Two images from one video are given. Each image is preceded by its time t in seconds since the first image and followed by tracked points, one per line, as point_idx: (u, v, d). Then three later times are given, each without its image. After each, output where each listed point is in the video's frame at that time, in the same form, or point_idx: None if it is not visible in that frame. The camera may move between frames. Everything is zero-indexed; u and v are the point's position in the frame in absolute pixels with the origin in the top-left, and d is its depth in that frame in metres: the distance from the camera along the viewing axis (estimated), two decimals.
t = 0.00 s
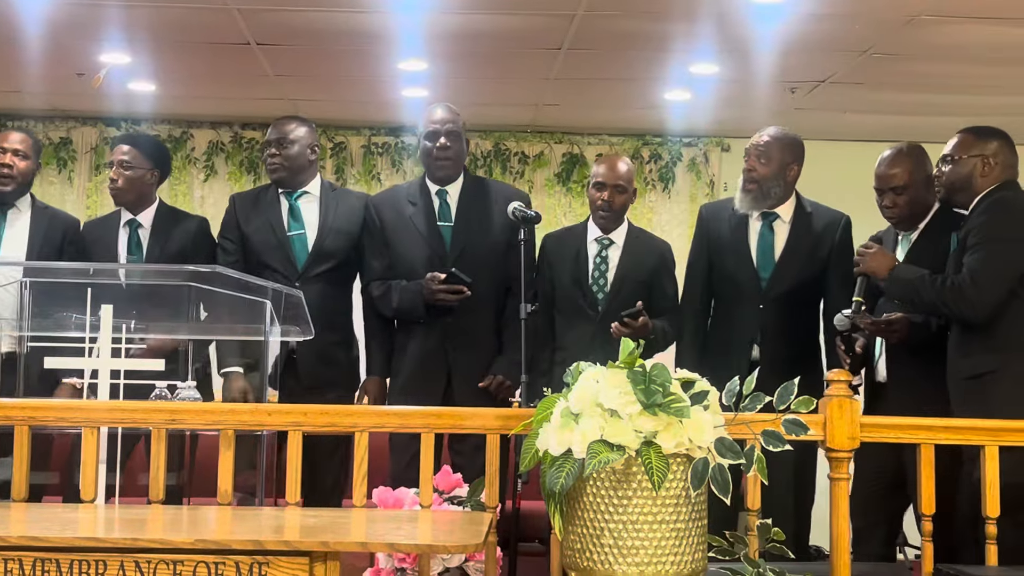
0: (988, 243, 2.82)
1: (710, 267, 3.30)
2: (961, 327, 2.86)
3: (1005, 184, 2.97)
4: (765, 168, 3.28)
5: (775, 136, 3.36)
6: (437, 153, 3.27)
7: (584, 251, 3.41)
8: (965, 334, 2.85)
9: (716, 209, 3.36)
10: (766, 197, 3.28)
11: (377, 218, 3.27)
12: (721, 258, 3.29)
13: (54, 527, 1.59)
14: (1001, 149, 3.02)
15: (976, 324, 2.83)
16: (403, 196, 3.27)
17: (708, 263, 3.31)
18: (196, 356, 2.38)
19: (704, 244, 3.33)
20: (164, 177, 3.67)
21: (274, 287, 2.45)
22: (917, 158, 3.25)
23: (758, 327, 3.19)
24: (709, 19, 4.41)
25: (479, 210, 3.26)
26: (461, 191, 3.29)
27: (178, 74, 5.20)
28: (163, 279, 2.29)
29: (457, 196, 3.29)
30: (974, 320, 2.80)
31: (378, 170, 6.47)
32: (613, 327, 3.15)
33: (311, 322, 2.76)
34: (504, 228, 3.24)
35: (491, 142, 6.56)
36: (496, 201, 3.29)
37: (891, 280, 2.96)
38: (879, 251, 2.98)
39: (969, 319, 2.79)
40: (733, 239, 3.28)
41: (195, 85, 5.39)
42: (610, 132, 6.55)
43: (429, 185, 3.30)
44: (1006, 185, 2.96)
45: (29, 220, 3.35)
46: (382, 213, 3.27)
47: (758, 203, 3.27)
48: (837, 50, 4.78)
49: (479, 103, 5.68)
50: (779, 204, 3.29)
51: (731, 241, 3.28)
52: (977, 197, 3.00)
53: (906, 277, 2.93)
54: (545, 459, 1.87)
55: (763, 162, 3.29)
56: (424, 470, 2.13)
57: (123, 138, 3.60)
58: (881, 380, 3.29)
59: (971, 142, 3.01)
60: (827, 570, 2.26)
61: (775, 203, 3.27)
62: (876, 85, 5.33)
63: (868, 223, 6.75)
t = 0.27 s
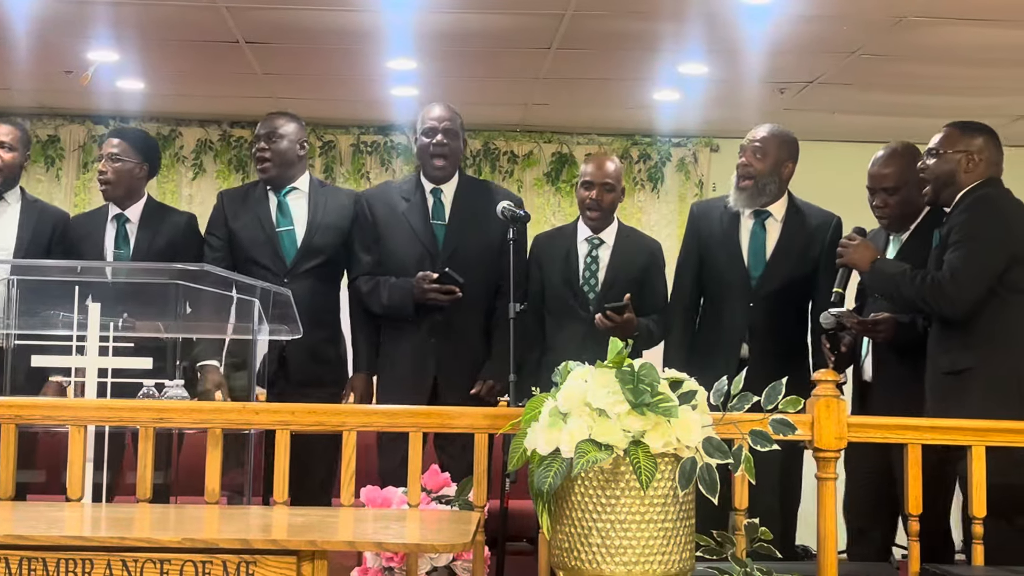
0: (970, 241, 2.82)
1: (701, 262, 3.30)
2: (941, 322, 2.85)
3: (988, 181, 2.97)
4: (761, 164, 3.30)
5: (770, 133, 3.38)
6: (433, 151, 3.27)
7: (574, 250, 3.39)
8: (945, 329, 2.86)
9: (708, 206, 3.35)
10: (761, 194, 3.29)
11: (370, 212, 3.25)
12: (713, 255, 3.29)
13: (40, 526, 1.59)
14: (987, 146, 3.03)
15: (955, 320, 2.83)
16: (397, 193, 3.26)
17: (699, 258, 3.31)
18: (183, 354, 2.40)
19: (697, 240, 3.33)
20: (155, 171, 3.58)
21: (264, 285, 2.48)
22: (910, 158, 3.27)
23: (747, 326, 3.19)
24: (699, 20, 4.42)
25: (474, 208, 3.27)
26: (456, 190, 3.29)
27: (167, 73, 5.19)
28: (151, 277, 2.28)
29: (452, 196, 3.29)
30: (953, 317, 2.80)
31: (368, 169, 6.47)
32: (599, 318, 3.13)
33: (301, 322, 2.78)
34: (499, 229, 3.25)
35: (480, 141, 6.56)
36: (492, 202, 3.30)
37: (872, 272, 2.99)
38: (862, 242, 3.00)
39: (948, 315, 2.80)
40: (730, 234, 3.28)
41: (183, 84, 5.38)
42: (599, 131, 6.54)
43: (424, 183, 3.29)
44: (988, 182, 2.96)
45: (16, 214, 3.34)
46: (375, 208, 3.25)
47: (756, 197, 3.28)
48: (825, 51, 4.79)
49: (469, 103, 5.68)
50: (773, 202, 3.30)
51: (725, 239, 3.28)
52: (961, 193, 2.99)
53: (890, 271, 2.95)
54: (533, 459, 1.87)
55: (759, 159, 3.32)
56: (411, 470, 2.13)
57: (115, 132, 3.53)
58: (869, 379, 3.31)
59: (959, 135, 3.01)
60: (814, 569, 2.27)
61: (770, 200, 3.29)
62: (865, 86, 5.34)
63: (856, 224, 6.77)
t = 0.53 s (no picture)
0: (949, 254, 2.82)
1: (685, 268, 3.31)
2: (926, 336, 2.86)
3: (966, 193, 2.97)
4: (738, 176, 3.35)
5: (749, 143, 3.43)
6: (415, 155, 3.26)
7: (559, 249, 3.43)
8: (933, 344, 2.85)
9: (687, 216, 3.35)
10: (740, 205, 3.33)
11: (353, 215, 3.26)
12: (696, 262, 3.29)
13: (27, 526, 1.58)
14: (961, 158, 3.04)
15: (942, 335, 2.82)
16: (382, 197, 3.26)
17: (682, 266, 3.31)
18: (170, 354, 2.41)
19: (678, 247, 3.33)
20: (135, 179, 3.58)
21: (253, 286, 2.41)
22: (892, 164, 3.33)
23: (730, 336, 3.20)
24: (688, 20, 4.42)
25: (456, 213, 3.27)
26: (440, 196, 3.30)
27: (155, 71, 5.18)
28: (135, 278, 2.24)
29: (435, 201, 3.30)
30: (940, 332, 2.79)
31: (356, 168, 6.46)
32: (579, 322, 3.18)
33: (290, 322, 2.78)
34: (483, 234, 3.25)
35: (469, 141, 6.56)
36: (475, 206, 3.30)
37: (856, 287, 3.04)
38: (845, 260, 3.08)
39: (935, 330, 2.78)
40: (712, 242, 3.29)
41: (172, 82, 5.37)
42: (588, 132, 6.55)
43: (409, 188, 3.30)
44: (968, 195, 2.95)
45: None
46: (358, 211, 3.26)
47: (734, 209, 3.31)
48: (814, 52, 4.80)
49: (458, 102, 5.68)
50: (754, 213, 3.34)
51: (707, 247, 3.28)
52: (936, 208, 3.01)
53: (871, 287, 2.99)
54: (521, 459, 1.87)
55: (738, 171, 3.35)
56: (399, 470, 2.13)
57: (93, 140, 3.51)
58: (852, 381, 3.29)
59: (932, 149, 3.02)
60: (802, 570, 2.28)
61: (750, 210, 3.32)
62: (853, 87, 5.35)
63: (844, 225, 6.79)
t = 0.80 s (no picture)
0: (920, 249, 2.85)
1: (644, 262, 3.44)
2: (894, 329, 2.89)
3: (942, 187, 2.98)
4: (698, 160, 3.42)
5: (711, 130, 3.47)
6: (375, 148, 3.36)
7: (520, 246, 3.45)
8: (899, 334, 2.89)
9: (646, 207, 3.47)
10: (696, 193, 3.44)
11: (312, 207, 3.29)
12: (654, 256, 3.44)
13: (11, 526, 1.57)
14: (940, 150, 3.06)
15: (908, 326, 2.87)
16: (342, 190, 3.31)
17: (641, 257, 3.45)
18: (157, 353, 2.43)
19: (635, 240, 3.48)
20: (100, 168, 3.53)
21: (238, 285, 2.40)
22: (868, 158, 3.33)
23: (690, 323, 3.38)
24: (675, 20, 4.43)
25: (415, 207, 3.33)
26: (399, 188, 3.37)
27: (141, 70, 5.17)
28: (104, 273, 2.22)
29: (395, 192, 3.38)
30: (905, 323, 2.84)
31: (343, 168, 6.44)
32: (545, 316, 3.39)
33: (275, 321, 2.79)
34: (443, 226, 3.32)
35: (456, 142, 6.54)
36: (431, 199, 3.35)
37: (828, 273, 3.02)
38: (818, 243, 3.04)
39: (900, 321, 2.84)
40: (667, 232, 3.44)
41: (157, 82, 5.35)
42: (575, 132, 6.55)
43: (367, 179, 3.37)
44: (940, 189, 2.97)
45: None
46: (317, 204, 3.29)
47: (690, 196, 3.44)
48: (799, 53, 4.82)
49: (446, 103, 5.67)
50: (710, 199, 3.46)
51: (660, 234, 3.44)
52: (914, 198, 3.03)
53: (843, 275, 2.99)
54: (507, 458, 1.88)
55: (696, 155, 3.42)
56: (386, 470, 2.12)
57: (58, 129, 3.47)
58: (828, 379, 3.33)
59: (911, 141, 3.04)
60: (787, 568, 2.29)
61: (706, 196, 3.44)
62: (840, 88, 5.36)
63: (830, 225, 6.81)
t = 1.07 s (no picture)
0: (898, 268, 2.85)
1: (611, 271, 3.47)
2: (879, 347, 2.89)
3: (918, 200, 3.01)
4: (660, 172, 3.46)
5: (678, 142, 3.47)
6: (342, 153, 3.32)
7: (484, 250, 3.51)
8: (882, 351, 2.89)
9: (612, 216, 3.52)
10: (660, 205, 3.46)
11: (283, 215, 3.28)
12: (620, 264, 3.47)
13: None
14: (915, 161, 3.07)
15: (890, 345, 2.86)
16: (307, 193, 3.32)
17: (608, 265, 3.48)
18: (148, 352, 2.39)
19: (602, 247, 3.51)
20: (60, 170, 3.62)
21: (225, 283, 2.49)
22: (841, 165, 3.35)
23: (661, 333, 3.38)
24: (664, 21, 4.44)
25: (385, 214, 3.33)
26: (368, 196, 3.34)
27: (130, 69, 5.16)
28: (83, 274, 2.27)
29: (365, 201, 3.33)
30: (887, 341, 2.84)
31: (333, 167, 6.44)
32: (509, 321, 3.41)
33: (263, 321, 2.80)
34: (409, 232, 3.33)
35: (446, 141, 6.54)
36: (397, 207, 3.35)
37: (807, 291, 3.10)
38: (799, 264, 3.15)
39: (880, 339, 2.84)
40: (635, 235, 3.46)
41: (146, 79, 5.34)
42: (564, 131, 6.60)
43: (338, 190, 3.34)
44: (915, 203, 2.99)
45: None
46: (287, 211, 3.29)
47: (653, 208, 3.45)
48: (788, 53, 4.83)
49: (436, 101, 5.67)
50: (676, 210, 3.47)
51: (626, 241, 3.47)
52: (892, 211, 3.04)
53: (822, 294, 3.05)
54: (496, 458, 1.87)
55: (659, 169, 3.46)
56: (375, 470, 2.12)
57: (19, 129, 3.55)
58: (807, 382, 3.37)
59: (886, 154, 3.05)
60: (776, 568, 2.29)
61: (671, 207, 3.45)
62: (829, 89, 5.38)
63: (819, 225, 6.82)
